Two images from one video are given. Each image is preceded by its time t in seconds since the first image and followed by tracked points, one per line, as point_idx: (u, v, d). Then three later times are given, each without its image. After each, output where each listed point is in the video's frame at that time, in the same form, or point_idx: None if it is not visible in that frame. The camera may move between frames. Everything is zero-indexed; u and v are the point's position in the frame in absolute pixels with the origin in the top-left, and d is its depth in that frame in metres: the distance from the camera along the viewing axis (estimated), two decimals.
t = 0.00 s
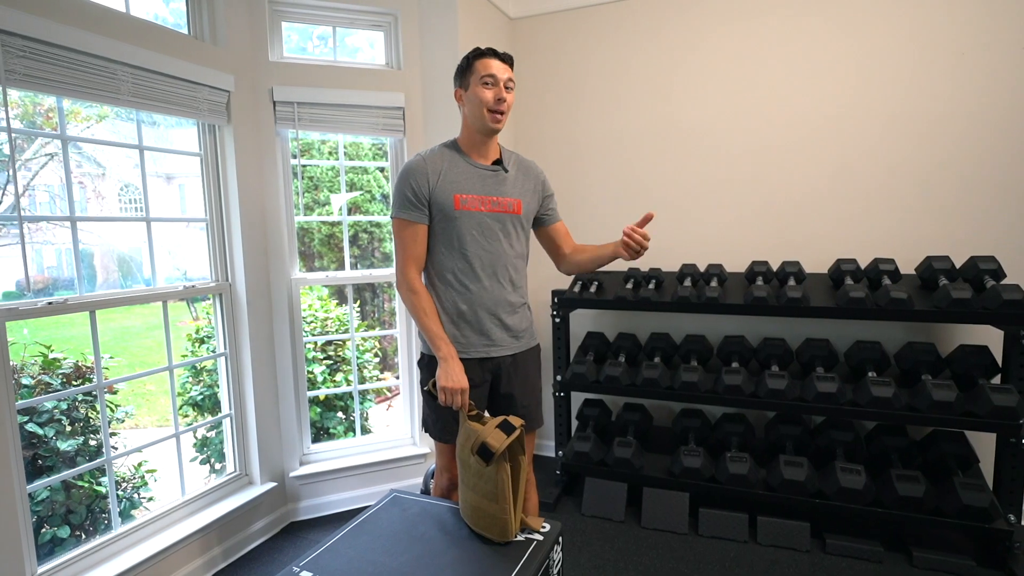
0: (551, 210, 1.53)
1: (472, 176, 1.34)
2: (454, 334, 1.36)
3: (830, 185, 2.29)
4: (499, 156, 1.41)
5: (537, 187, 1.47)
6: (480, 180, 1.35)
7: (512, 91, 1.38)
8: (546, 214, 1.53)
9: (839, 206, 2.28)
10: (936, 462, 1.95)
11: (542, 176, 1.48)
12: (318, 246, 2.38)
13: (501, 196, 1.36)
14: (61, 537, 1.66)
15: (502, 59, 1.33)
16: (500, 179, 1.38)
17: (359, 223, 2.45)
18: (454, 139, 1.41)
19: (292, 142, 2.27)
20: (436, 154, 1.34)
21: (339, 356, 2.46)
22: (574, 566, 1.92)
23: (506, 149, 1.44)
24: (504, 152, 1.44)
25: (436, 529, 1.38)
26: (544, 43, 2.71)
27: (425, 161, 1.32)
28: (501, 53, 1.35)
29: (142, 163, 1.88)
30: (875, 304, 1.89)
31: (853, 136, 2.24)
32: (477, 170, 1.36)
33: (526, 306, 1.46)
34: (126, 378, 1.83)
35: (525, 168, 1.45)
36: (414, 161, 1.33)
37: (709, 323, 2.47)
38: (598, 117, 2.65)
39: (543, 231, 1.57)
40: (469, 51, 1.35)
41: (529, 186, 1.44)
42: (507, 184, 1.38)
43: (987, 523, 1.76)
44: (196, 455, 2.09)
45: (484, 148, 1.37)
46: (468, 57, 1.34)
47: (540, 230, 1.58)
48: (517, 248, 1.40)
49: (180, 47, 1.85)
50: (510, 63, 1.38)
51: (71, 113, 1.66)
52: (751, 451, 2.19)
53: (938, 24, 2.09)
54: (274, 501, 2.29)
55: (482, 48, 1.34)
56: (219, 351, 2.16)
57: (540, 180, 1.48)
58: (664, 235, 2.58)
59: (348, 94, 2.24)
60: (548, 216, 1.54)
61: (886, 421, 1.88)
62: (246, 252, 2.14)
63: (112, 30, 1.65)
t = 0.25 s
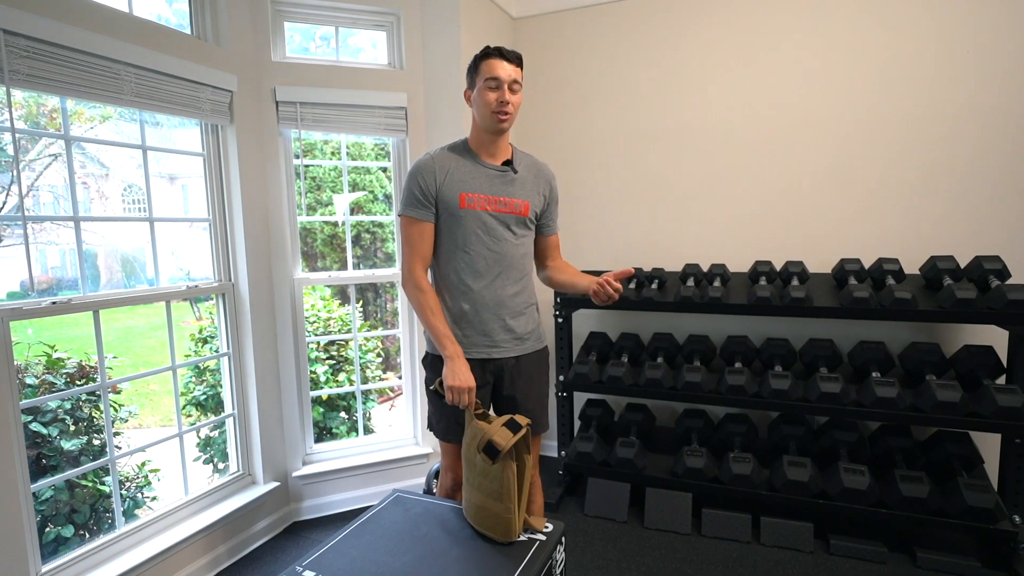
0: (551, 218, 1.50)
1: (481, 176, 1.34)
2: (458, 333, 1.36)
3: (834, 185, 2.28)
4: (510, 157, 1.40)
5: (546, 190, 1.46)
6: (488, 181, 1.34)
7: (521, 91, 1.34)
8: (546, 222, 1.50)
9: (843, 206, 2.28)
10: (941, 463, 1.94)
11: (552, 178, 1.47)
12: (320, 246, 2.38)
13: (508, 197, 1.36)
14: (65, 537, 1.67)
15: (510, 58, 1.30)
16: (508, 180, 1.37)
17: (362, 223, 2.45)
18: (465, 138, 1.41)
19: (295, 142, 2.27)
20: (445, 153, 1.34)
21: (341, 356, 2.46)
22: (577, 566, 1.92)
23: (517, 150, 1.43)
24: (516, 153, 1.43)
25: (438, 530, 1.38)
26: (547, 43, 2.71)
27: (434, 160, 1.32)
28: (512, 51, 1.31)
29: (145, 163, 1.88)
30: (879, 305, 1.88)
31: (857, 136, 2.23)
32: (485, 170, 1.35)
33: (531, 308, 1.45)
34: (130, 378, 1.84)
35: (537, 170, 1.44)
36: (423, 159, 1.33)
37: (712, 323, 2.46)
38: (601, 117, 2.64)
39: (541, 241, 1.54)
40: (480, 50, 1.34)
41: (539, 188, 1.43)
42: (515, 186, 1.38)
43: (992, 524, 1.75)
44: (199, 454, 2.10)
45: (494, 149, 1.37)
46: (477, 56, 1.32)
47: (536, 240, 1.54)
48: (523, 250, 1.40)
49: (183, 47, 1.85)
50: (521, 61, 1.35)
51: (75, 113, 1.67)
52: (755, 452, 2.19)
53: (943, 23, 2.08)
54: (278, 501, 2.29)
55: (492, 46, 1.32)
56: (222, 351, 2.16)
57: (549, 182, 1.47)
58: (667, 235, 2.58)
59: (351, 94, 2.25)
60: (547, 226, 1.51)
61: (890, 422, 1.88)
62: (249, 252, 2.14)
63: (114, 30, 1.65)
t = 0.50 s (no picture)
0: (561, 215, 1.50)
1: (488, 175, 1.33)
2: (463, 333, 1.36)
3: (837, 184, 2.27)
4: (516, 156, 1.39)
5: (554, 189, 1.45)
6: (495, 180, 1.34)
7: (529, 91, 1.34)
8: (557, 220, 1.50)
9: (847, 205, 2.27)
10: (945, 463, 1.94)
11: (560, 176, 1.46)
12: (323, 245, 2.38)
13: (515, 197, 1.35)
14: (69, 535, 1.67)
15: (520, 56, 1.30)
16: (515, 180, 1.36)
17: (364, 222, 2.45)
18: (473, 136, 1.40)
19: (297, 141, 2.27)
20: (453, 153, 1.34)
21: (344, 356, 2.46)
22: (580, 566, 1.92)
23: (525, 149, 1.42)
24: (524, 151, 1.41)
25: (441, 529, 1.37)
26: (550, 42, 2.70)
27: (441, 160, 1.32)
28: (521, 50, 1.31)
29: (149, 163, 1.89)
30: (883, 304, 1.88)
31: (860, 135, 2.22)
32: (492, 169, 1.34)
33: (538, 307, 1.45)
34: (133, 377, 1.84)
35: (544, 169, 1.43)
36: (431, 159, 1.33)
37: (715, 323, 2.46)
38: (604, 116, 2.63)
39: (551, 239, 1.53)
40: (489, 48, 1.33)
41: (546, 187, 1.42)
42: (522, 185, 1.37)
43: (997, 524, 1.74)
44: (202, 453, 2.10)
45: (501, 147, 1.36)
46: (486, 54, 1.32)
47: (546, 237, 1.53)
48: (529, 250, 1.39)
49: (186, 47, 1.85)
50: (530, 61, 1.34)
51: (78, 113, 1.67)
52: (758, 451, 2.18)
53: (948, 21, 2.07)
54: (280, 500, 2.29)
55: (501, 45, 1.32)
56: (225, 350, 2.16)
57: (557, 181, 1.46)
58: (670, 234, 2.57)
59: (353, 94, 2.24)
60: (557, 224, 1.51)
61: (894, 422, 1.87)
62: (251, 251, 2.14)
63: (117, 30, 1.65)
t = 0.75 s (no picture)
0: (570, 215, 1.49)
1: (494, 175, 1.33)
2: (467, 333, 1.35)
3: (841, 182, 2.26)
4: (525, 156, 1.38)
5: (562, 189, 1.44)
6: (502, 180, 1.33)
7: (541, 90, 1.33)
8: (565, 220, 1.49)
9: (851, 204, 2.26)
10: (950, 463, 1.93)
11: (569, 176, 1.45)
12: (326, 245, 2.38)
13: (523, 197, 1.34)
14: (74, 534, 1.68)
15: (531, 55, 1.29)
16: (523, 180, 1.35)
17: (367, 221, 2.44)
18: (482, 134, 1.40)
19: (300, 140, 2.27)
20: (460, 152, 1.34)
21: (347, 355, 2.47)
22: (583, 565, 1.92)
23: (535, 148, 1.41)
24: (533, 151, 1.40)
25: (444, 528, 1.37)
26: (553, 40, 2.70)
27: (449, 159, 1.32)
28: (532, 48, 1.31)
29: (152, 162, 1.89)
30: (888, 303, 1.87)
31: (865, 133, 2.21)
32: (499, 168, 1.34)
33: (542, 308, 1.44)
34: (136, 376, 1.84)
35: (553, 168, 1.42)
36: (438, 157, 1.33)
37: (719, 322, 2.45)
38: (607, 114, 2.63)
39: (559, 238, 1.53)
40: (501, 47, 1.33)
41: (554, 187, 1.41)
42: (529, 185, 1.36)
43: (1003, 524, 1.73)
44: (205, 452, 2.10)
45: (511, 146, 1.35)
46: (497, 52, 1.31)
47: (554, 235, 1.53)
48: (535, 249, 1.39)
49: (189, 46, 1.85)
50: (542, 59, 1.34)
51: (82, 113, 1.67)
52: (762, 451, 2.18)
53: (953, 18, 2.06)
54: (284, 499, 2.30)
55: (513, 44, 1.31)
56: (228, 349, 2.16)
57: (565, 181, 1.45)
58: (673, 233, 2.57)
59: (356, 92, 2.24)
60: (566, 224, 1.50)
61: (898, 421, 1.86)
62: (254, 250, 2.14)
63: (119, 29, 1.65)
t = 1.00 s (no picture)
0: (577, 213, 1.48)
1: (500, 174, 1.32)
2: (473, 332, 1.35)
3: (846, 181, 2.25)
4: (531, 154, 1.37)
5: (568, 187, 1.43)
6: (508, 178, 1.33)
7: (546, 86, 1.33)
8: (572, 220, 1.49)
9: (856, 203, 2.25)
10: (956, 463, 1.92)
11: (576, 174, 1.44)
12: (329, 244, 2.38)
13: (529, 195, 1.33)
14: (78, 533, 1.68)
15: (536, 51, 1.29)
16: (529, 178, 1.35)
17: (370, 220, 2.44)
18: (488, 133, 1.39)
19: (303, 140, 2.27)
20: (466, 151, 1.34)
21: (350, 354, 2.47)
22: (586, 565, 1.92)
23: (541, 146, 1.41)
24: (539, 149, 1.40)
25: (448, 527, 1.37)
26: (556, 39, 2.69)
27: (454, 158, 1.32)
28: (537, 45, 1.30)
29: (155, 161, 1.89)
30: (894, 302, 1.86)
31: (869, 131, 2.20)
32: (505, 167, 1.33)
33: (549, 308, 1.43)
34: (140, 375, 1.84)
35: (559, 165, 1.41)
36: (444, 156, 1.32)
37: (722, 321, 2.44)
38: (610, 113, 2.62)
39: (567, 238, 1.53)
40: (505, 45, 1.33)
41: (560, 185, 1.40)
42: (535, 183, 1.35)
43: (1009, 525, 1.72)
44: (209, 451, 2.11)
45: (517, 145, 1.34)
46: (502, 50, 1.31)
47: (560, 234, 1.53)
48: (542, 248, 1.38)
49: (192, 45, 1.85)
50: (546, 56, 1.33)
51: (85, 112, 1.67)
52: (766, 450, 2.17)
53: (959, 15, 2.04)
54: (287, 498, 2.30)
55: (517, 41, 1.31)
56: (231, 348, 2.16)
57: (572, 179, 1.44)
58: (677, 232, 2.56)
59: (359, 92, 2.24)
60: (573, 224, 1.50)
61: (904, 421, 1.85)
62: (258, 250, 2.14)
63: (122, 28, 1.65)
